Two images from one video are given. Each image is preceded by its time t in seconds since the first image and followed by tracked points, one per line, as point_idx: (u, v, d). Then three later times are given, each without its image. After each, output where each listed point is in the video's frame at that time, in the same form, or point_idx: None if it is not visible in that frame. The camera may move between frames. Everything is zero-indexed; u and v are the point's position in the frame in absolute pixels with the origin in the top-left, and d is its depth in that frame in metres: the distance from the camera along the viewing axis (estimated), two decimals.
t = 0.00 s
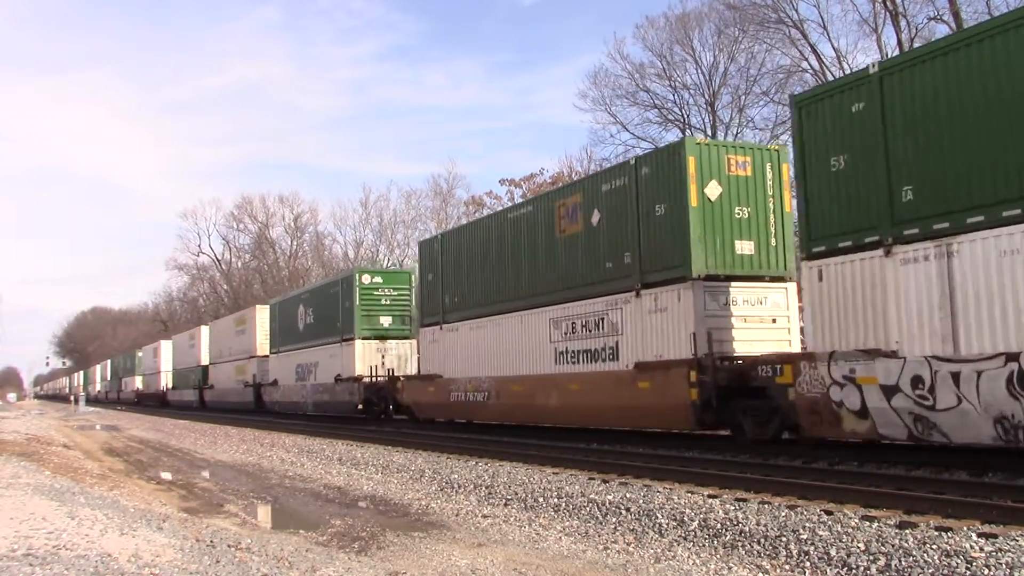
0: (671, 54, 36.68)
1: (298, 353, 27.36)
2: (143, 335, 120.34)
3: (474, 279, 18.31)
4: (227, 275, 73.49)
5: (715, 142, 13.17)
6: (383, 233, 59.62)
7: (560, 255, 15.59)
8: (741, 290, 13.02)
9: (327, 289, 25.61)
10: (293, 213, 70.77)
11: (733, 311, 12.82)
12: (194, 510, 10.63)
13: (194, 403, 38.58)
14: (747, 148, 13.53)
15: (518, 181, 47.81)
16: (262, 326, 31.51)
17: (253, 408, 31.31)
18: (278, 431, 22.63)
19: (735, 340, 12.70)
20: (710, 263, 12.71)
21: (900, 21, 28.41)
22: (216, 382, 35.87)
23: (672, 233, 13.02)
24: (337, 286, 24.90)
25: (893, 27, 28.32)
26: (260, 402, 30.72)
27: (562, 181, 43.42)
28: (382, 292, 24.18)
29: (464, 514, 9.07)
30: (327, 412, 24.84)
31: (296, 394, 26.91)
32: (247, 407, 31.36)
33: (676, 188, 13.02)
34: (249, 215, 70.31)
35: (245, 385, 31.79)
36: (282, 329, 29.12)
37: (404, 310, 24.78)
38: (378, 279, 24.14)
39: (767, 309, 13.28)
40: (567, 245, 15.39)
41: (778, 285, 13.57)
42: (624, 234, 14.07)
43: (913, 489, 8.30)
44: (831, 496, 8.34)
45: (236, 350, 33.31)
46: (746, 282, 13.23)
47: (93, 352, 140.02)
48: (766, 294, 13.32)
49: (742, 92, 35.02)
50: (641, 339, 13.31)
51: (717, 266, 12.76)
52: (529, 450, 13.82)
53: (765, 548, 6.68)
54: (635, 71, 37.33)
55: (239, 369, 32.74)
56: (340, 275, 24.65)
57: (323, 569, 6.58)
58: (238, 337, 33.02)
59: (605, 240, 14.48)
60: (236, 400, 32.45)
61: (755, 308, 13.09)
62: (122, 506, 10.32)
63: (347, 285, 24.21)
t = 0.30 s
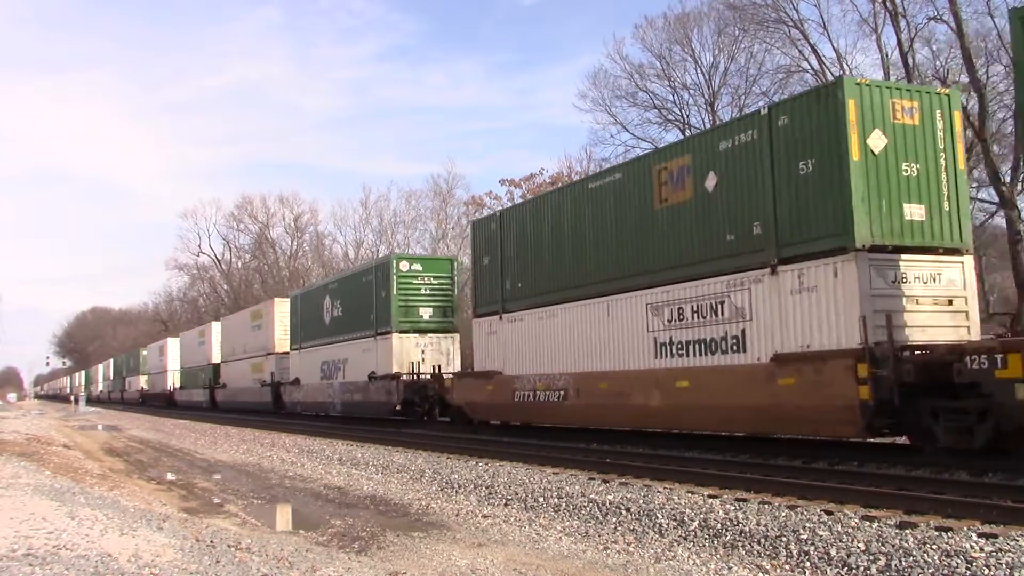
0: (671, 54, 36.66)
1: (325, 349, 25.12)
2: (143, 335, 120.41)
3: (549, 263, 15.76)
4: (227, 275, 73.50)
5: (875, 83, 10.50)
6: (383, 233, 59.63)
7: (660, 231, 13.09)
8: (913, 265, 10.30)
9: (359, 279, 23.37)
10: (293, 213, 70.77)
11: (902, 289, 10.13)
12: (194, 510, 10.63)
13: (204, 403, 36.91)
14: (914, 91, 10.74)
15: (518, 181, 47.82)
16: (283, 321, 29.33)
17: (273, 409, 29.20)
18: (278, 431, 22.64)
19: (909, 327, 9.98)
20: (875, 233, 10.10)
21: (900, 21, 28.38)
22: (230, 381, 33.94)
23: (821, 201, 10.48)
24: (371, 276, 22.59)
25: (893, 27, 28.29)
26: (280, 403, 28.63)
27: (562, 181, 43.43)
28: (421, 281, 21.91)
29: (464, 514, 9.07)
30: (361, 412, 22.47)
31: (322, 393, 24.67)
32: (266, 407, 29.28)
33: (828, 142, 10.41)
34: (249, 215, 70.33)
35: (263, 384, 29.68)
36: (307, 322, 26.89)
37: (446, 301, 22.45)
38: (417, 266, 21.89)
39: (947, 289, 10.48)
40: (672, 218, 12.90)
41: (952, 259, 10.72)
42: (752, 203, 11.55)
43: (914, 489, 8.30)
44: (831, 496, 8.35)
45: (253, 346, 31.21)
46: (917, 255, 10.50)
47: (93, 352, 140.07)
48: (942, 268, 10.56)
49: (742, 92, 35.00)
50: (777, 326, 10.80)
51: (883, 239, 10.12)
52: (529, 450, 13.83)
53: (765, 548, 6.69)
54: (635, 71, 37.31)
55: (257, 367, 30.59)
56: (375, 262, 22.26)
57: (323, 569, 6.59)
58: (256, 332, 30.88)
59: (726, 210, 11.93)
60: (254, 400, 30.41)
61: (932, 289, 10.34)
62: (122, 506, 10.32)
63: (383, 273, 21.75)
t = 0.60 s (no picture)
0: (671, 54, 36.69)
1: (357, 344, 23.01)
2: (143, 335, 120.41)
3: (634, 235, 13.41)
4: (227, 275, 73.51)
5: None
6: (383, 233, 59.64)
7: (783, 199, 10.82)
8: None
9: (395, 265, 21.35)
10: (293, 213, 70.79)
11: None
12: (194, 510, 10.63)
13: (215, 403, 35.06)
14: None
15: (518, 181, 47.85)
16: (305, 314, 27.25)
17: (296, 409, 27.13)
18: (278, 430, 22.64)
19: None
20: None
21: (900, 21, 28.39)
22: (246, 380, 31.91)
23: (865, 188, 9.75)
24: (411, 263, 20.55)
25: (892, 27, 28.31)
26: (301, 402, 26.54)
27: (562, 181, 43.46)
28: (468, 267, 19.91)
29: (464, 514, 9.07)
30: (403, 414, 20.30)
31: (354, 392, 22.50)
32: (286, 407, 27.18)
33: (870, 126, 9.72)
34: (249, 215, 70.35)
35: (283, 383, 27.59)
36: (335, 315, 24.81)
37: (496, 290, 20.45)
38: (463, 251, 19.92)
39: None
40: (797, 183, 10.62)
41: None
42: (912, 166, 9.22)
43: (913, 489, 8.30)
44: (831, 496, 8.34)
45: (272, 341, 29.13)
46: None
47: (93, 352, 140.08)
48: None
49: (742, 92, 35.03)
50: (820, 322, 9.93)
51: None
52: (529, 450, 13.83)
53: (765, 548, 6.68)
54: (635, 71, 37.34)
55: (277, 365, 28.47)
56: (416, 245, 20.23)
57: (323, 569, 6.58)
58: (275, 327, 28.78)
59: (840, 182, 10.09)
60: (272, 399, 28.27)
61: None
62: (122, 506, 10.32)
63: (427, 258, 19.71)
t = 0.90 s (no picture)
0: (671, 54, 36.69)
1: (399, 338, 20.71)
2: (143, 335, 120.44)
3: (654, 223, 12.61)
4: (227, 275, 73.53)
5: None
6: (383, 233, 59.64)
7: (792, 190, 10.42)
8: None
9: (443, 248, 18.96)
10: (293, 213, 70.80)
11: None
12: (194, 510, 10.63)
13: (229, 403, 33.53)
14: None
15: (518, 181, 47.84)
16: (331, 307, 25.69)
17: (321, 411, 25.27)
18: (278, 430, 22.65)
19: None
20: None
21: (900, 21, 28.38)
22: (266, 379, 30.29)
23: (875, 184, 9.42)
24: (462, 246, 18.14)
25: (893, 27, 28.31)
26: (326, 402, 24.86)
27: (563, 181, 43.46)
28: (528, 249, 17.39)
29: (464, 514, 9.07)
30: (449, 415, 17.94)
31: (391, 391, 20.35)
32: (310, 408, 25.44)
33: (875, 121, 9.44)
34: (249, 216, 70.38)
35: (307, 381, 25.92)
36: (373, 306, 22.57)
37: (560, 276, 17.83)
38: (523, 230, 17.38)
39: None
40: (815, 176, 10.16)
41: None
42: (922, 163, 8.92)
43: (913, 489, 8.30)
44: (831, 496, 8.34)
45: (294, 337, 27.52)
46: None
47: (93, 352, 140.07)
48: None
49: (742, 91, 35.02)
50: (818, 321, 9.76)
51: None
52: (529, 450, 13.82)
53: (765, 548, 6.68)
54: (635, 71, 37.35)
55: (300, 362, 26.82)
56: (469, 225, 17.86)
57: (322, 569, 6.58)
58: (299, 322, 27.20)
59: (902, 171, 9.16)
60: (296, 399, 26.55)
61: None
62: (122, 506, 10.32)
63: (483, 239, 17.30)
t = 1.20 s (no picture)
0: (671, 54, 36.69)
1: (447, 330, 18.56)
2: (143, 335, 120.50)
3: (771, 196, 11.35)
4: (227, 275, 73.52)
5: None
6: (383, 233, 59.65)
7: (944, 155, 9.05)
8: None
9: (503, 226, 16.80)
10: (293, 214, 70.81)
11: None
12: (194, 510, 10.64)
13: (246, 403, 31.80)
14: None
15: (518, 181, 47.84)
16: (362, 298, 23.87)
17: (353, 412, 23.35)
18: (278, 430, 22.66)
19: None
20: None
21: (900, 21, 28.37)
22: (287, 377, 28.43)
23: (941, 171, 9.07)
24: (528, 223, 15.95)
25: (893, 27, 28.31)
26: (357, 402, 22.98)
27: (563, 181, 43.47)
28: (609, 225, 15.18)
29: (464, 514, 9.08)
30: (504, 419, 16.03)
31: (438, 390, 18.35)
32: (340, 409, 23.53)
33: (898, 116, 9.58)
34: (250, 216, 70.37)
35: (335, 379, 24.06)
36: (411, 297, 20.44)
37: (643, 256, 15.62)
38: (603, 203, 15.18)
39: None
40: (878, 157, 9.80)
41: None
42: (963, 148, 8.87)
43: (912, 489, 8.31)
44: (831, 496, 8.34)
45: (320, 331, 25.71)
46: None
47: (93, 352, 140.11)
48: None
49: (742, 91, 35.02)
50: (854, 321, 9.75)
51: None
52: (529, 450, 13.82)
53: (766, 548, 6.68)
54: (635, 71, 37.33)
55: (328, 358, 24.96)
56: (536, 199, 15.71)
57: (322, 569, 6.59)
58: (325, 315, 25.37)
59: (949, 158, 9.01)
60: (324, 398, 24.65)
61: None
62: (122, 506, 10.33)
63: (555, 213, 15.11)
